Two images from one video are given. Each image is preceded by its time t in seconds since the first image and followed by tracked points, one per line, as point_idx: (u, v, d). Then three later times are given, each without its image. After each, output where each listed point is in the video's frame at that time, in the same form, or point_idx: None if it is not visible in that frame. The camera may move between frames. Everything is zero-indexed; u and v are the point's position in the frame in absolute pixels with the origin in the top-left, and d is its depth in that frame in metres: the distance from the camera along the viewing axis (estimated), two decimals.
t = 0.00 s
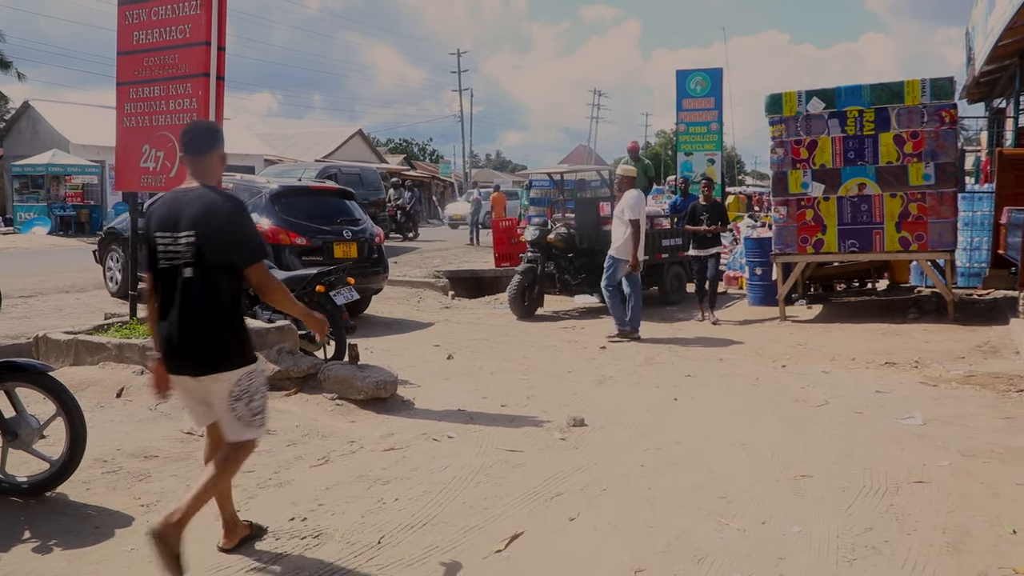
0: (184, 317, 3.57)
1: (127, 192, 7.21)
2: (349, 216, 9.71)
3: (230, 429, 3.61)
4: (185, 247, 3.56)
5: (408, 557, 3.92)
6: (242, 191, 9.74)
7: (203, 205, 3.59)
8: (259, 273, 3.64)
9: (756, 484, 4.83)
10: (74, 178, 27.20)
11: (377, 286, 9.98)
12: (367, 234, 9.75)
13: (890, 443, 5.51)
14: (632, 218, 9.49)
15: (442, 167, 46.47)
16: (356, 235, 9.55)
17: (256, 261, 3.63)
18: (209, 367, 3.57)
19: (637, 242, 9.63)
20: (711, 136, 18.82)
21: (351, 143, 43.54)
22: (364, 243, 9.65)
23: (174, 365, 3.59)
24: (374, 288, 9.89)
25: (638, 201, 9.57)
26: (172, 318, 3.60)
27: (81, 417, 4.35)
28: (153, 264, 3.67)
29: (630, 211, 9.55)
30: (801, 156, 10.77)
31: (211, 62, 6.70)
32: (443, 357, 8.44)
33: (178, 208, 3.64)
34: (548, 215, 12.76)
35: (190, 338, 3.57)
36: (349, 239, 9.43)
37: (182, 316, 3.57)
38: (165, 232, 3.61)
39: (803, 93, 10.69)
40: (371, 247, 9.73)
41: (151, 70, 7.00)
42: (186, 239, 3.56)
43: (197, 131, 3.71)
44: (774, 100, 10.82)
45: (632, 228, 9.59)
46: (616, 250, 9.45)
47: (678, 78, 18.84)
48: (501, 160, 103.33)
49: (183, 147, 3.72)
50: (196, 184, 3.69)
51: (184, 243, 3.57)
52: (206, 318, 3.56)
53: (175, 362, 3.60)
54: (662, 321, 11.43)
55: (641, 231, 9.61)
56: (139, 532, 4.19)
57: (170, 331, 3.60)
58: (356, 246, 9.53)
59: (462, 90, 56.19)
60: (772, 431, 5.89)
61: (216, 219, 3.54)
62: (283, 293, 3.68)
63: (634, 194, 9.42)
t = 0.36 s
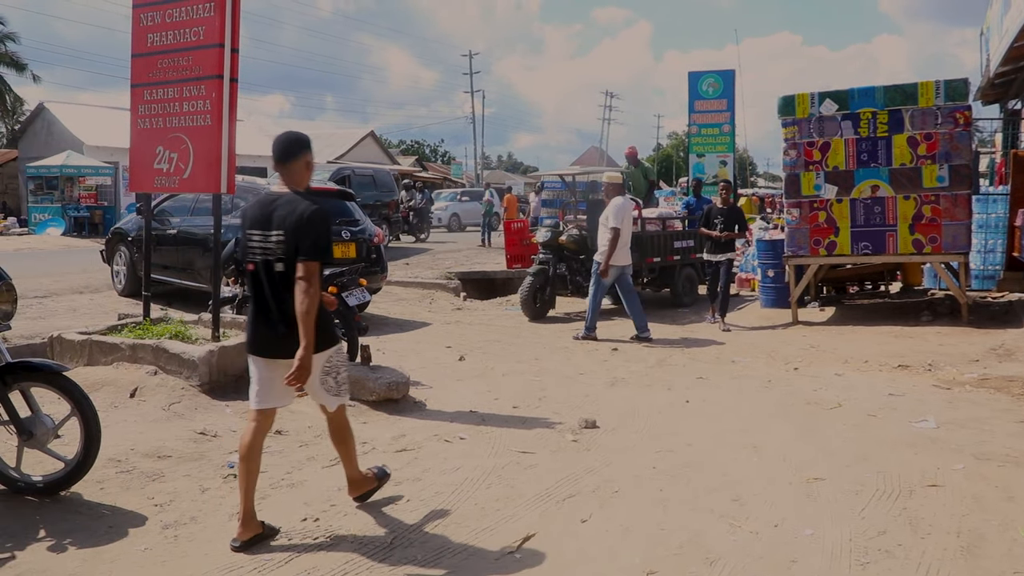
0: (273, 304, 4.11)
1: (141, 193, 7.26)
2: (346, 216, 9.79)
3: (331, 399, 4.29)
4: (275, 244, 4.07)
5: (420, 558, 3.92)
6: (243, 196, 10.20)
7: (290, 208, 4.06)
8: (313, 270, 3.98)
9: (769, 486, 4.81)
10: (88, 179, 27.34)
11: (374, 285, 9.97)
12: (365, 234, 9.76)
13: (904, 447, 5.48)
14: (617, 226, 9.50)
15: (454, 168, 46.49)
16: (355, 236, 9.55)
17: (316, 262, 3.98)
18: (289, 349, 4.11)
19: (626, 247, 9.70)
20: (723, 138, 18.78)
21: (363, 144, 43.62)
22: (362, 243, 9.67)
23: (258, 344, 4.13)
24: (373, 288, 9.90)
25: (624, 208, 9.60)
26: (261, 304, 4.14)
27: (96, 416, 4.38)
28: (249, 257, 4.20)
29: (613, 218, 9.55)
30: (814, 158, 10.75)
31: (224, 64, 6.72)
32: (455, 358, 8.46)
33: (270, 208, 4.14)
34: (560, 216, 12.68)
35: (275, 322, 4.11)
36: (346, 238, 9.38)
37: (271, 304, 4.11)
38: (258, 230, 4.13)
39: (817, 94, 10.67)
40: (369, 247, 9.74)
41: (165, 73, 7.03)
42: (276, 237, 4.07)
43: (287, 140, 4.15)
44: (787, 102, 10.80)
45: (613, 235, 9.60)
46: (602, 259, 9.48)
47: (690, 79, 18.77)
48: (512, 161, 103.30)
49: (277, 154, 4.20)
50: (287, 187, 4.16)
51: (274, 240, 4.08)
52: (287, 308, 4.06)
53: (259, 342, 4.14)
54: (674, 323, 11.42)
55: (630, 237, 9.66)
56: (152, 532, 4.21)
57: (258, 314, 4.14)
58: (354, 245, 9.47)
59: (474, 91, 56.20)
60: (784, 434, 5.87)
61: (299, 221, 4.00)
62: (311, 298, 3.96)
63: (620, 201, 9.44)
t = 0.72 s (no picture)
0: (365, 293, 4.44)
1: (157, 193, 7.31)
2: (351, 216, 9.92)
3: (383, 377, 4.45)
4: (370, 239, 4.42)
5: (434, 558, 3.93)
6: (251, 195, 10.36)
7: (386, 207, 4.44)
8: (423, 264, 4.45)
9: (784, 488, 4.80)
10: (104, 180, 27.53)
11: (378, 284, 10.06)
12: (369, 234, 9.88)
13: (920, 450, 5.45)
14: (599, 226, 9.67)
15: (468, 169, 46.55)
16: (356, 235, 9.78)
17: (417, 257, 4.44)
18: (380, 336, 4.41)
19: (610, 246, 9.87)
20: (738, 139, 18.72)
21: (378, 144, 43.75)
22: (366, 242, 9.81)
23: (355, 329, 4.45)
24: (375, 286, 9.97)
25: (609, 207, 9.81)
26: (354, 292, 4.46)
27: (112, 415, 4.41)
28: (342, 249, 4.52)
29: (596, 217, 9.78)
30: (830, 159, 10.71)
31: (240, 66, 6.75)
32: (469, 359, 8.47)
33: (365, 206, 4.50)
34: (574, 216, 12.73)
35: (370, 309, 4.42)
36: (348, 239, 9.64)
37: (364, 294, 4.42)
38: (354, 225, 4.47)
39: (832, 95, 10.62)
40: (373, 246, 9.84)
41: (181, 74, 7.07)
42: (372, 232, 4.43)
43: (378, 142, 4.49)
44: (803, 103, 10.78)
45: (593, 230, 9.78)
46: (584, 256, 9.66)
47: (705, 80, 18.70)
48: (526, 162, 103.28)
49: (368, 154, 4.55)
50: (379, 187, 4.53)
51: (370, 236, 4.43)
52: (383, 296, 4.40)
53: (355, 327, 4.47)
54: (688, 324, 11.40)
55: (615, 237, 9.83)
56: (168, 530, 4.23)
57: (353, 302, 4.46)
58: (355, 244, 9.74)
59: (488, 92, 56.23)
60: (800, 436, 5.85)
61: (399, 221, 4.41)
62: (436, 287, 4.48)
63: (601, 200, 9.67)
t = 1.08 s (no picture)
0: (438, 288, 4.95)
1: (178, 193, 7.36)
2: (360, 214, 9.94)
3: (466, 365, 4.96)
4: (443, 240, 4.94)
5: (454, 557, 3.93)
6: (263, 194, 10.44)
7: (457, 211, 4.98)
8: (490, 257, 5.01)
9: (805, 490, 4.77)
10: (125, 180, 27.73)
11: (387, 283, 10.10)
12: (379, 233, 9.88)
13: (943, 451, 5.40)
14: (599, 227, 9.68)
15: (486, 169, 46.58)
16: (367, 233, 9.74)
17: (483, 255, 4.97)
18: (452, 326, 4.94)
19: (607, 245, 9.92)
20: (757, 138, 18.68)
21: (396, 144, 43.90)
22: (376, 241, 9.80)
23: (432, 321, 4.97)
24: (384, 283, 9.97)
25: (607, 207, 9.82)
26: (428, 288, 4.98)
27: (134, 413, 4.44)
28: (416, 251, 5.05)
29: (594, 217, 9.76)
30: (850, 159, 10.63)
31: (260, 66, 6.78)
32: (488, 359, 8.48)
33: (436, 211, 5.03)
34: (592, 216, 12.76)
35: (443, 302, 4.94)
36: (359, 237, 9.62)
37: (439, 289, 4.94)
38: (427, 228, 5.00)
39: (853, 94, 10.56)
40: (383, 244, 9.85)
41: (202, 74, 7.12)
42: (443, 234, 4.95)
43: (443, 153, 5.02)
44: (823, 102, 10.70)
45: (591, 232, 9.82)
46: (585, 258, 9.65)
47: (724, 80, 18.62)
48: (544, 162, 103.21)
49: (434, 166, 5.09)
50: (446, 194, 5.07)
51: (442, 237, 4.95)
52: (456, 291, 4.93)
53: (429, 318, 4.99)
54: (707, 324, 11.36)
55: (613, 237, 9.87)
56: (189, 527, 4.26)
57: (428, 296, 4.97)
58: (367, 243, 9.70)
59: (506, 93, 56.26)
60: (820, 437, 5.81)
61: (468, 223, 4.93)
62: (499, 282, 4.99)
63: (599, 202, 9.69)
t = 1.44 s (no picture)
0: (500, 279, 5.45)
1: (202, 191, 7.41)
2: (377, 211, 9.96)
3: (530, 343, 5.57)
4: (505, 235, 5.42)
5: (478, 554, 3.94)
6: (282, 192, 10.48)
7: (519, 208, 5.44)
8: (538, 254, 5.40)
9: (830, 487, 4.73)
10: (148, 178, 27.93)
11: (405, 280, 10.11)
12: (395, 230, 9.91)
13: (970, 449, 5.35)
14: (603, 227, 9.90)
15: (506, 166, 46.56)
16: (384, 230, 9.75)
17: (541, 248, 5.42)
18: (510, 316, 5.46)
19: (614, 240, 10.13)
20: (779, 134, 18.56)
21: (416, 142, 44.01)
22: (393, 238, 9.83)
23: (491, 310, 5.46)
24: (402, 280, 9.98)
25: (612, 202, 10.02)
26: (488, 278, 5.46)
27: (160, 410, 4.48)
28: (478, 245, 5.52)
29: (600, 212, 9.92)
30: (874, 154, 10.54)
31: (282, 64, 6.81)
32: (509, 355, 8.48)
33: (498, 208, 5.50)
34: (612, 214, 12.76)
35: (503, 291, 5.45)
36: (376, 234, 9.64)
37: (501, 282, 5.45)
38: (489, 225, 5.48)
39: (876, 89, 10.46)
40: (399, 241, 9.88)
41: (224, 73, 7.15)
42: (505, 230, 5.43)
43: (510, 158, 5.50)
44: (846, 96, 10.61)
45: (601, 228, 9.95)
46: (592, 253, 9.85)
47: (745, 75, 18.50)
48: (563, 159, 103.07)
49: (498, 166, 5.55)
50: (508, 193, 5.54)
51: (504, 234, 5.43)
52: (515, 281, 5.44)
53: (486, 306, 5.47)
54: (729, 321, 11.31)
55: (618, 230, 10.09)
56: (215, 523, 4.29)
57: (487, 284, 5.46)
58: (383, 240, 9.72)
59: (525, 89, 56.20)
60: (846, 434, 5.77)
61: (528, 220, 5.38)
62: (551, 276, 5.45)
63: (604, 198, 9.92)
